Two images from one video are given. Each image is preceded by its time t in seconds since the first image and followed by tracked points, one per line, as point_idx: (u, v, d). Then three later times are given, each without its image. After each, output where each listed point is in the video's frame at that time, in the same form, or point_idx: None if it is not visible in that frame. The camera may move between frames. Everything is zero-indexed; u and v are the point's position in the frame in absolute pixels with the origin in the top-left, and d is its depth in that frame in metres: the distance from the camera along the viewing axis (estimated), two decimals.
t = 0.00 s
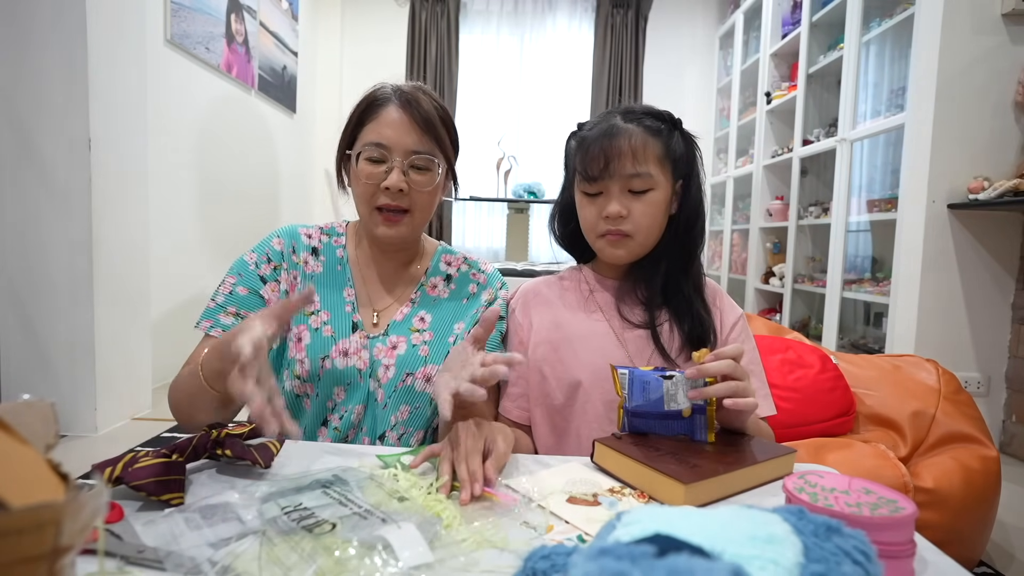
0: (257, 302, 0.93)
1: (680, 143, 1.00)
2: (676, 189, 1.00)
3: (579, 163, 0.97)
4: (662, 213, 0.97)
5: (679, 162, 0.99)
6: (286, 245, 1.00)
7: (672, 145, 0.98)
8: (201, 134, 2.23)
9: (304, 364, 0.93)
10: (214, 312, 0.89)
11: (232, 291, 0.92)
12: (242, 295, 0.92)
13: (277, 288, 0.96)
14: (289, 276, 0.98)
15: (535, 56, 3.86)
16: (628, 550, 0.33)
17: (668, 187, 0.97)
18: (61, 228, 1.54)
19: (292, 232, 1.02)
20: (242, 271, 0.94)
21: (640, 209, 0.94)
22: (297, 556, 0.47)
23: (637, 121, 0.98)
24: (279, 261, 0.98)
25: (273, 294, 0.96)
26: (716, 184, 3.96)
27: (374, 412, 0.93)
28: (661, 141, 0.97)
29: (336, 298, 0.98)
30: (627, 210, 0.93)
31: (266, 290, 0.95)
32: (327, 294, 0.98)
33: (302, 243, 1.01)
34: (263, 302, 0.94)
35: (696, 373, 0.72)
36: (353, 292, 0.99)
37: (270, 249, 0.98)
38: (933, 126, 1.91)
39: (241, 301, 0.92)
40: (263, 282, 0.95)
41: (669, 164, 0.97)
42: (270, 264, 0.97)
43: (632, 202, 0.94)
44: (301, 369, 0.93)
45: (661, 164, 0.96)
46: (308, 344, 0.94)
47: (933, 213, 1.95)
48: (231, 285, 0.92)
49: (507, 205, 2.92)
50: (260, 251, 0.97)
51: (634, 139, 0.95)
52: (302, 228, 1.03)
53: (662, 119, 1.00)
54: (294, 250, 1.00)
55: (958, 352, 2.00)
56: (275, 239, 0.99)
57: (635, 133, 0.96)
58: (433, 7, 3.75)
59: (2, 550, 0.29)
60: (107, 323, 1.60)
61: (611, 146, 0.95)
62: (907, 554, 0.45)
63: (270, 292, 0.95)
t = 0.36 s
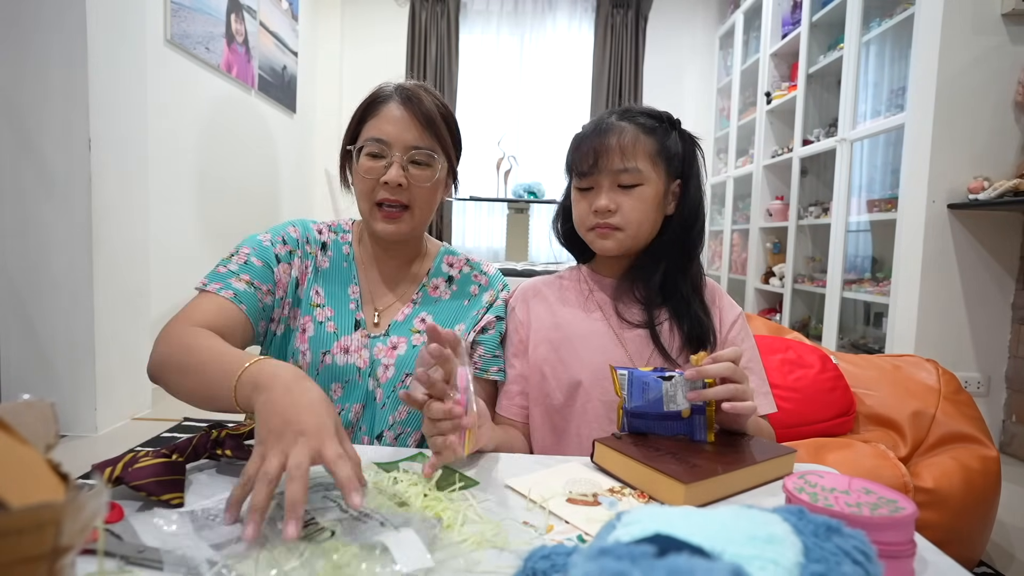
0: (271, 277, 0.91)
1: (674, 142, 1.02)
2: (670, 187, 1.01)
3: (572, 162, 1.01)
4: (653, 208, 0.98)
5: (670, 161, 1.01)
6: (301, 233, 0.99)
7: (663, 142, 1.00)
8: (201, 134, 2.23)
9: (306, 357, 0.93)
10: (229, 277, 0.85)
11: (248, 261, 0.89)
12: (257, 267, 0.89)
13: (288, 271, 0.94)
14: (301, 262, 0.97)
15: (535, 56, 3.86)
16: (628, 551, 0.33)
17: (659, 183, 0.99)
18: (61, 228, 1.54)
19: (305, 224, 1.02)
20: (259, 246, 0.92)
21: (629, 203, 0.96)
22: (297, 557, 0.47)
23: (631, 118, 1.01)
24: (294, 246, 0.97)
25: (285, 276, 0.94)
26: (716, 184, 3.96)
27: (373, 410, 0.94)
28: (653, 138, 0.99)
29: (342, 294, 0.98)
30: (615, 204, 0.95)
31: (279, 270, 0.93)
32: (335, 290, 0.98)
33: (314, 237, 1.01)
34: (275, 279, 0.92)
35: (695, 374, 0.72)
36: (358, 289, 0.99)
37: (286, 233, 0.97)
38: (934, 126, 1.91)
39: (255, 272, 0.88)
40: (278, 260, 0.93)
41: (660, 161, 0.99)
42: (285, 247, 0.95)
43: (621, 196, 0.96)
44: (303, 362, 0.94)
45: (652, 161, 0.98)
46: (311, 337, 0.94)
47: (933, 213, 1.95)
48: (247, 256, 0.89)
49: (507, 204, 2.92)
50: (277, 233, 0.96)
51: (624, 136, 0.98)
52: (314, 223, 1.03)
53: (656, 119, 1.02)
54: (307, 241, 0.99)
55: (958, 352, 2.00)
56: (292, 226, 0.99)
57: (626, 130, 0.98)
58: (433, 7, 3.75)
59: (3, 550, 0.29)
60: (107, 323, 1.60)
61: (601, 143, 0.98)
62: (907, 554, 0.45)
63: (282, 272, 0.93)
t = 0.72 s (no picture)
0: (276, 276, 0.91)
1: (664, 139, 1.05)
2: (654, 183, 1.04)
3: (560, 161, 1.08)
4: (629, 202, 1.01)
5: (656, 157, 1.03)
6: (307, 232, 0.99)
7: (647, 141, 1.03)
8: (201, 134, 2.23)
9: (311, 358, 0.94)
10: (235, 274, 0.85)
11: (254, 259, 0.89)
12: (263, 266, 0.89)
13: (294, 270, 0.95)
14: (307, 262, 0.97)
15: (535, 57, 3.86)
16: (628, 550, 0.33)
17: (638, 178, 1.01)
18: (61, 228, 1.54)
19: (311, 223, 1.02)
20: (265, 244, 0.92)
21: (601, 193, 0.99)
22: (299, 557, 0.47)
23: (624, 115, 1.06)
24: (300, 246, 0.97)
25: (290, 275, 0.94)
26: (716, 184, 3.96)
27: (376, 413, 0.94)
28: (637, 134, 1.03)
29: (347, 296, 0.98)
30: (588, 193, 1.00)
31: (285, 269, 0.93)
32: (339, 291, 0.98)
33: (320, 236, 1.01)
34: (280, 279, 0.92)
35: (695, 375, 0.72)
36: (363, 292, 0.99)
37: (293, 232, 0.97)
38: (934, 125, 1.91)
39: (260, 270, 0.88)
40: (283, 259, 0.93)
41: (642, 156, 1.02)
42: (291, 246, 0.95)
43: (595, 187, 1.00)
44: (309, 363, 0.94)
45: (633, 155, 1.02)
46: (316, 339, 0.95)
47: (933, 213, 1.95)
48: (254, 254, 0.89)
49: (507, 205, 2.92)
50: (283, 231, 0.96)
51: (605, 131, 1.03)
52: (320, 221, 1.03)
53: (651, 117, 1.06)
54: (313, 241, 0.99)
55: (958, 352, 2.00)
56: (298, 225, 0.99)
57: (613, 123, 1.04)
58: (433, 7, 3.75)
59: (4, 550, 0.29)
60: (107, 323, 1.60)
61: (585, 135, 1.05)
62: (907, 555, 0.45)
63: (287, 272, 0.93)
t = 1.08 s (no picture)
0: (269, 280, 0.92)
1: (655, 137, 1.05)
2: (646, 182, 1.03)
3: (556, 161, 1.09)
4: (621, 201, 1.01)
5: (646, 156, 1.03)
6: (301, 235, 1.00)
7: (641, 140, 1.03)
8: (201, 133, 2.23)
9: (309, 362, 0.94)
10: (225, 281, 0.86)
11: (246, 265, 0.90)
12: (254, 271, 0.90)
13: (287, 274, 0.96)
14: (301, 266, 0.98)
15: (535, 57, 3.87)
16: (628, 551, 0.33)
17: (628, 176, 1.01)
18: (60, 228, 1.54)
19: (306, 226, 1.03)
20: (257, 250, 0.93)
21: (591, 193, 1.00)
22: (303, 556, 0.47)
23: (615, 114, 1.06)
24: (294, 249, 0.98)
25: (283, 279, 0.95)
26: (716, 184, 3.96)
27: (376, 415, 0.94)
28: (628, 133, 1.03)
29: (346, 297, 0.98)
30: (578, 193, 1.00)
31: (278, 273, 0.94)
32: (336, 292, 0.98)
33: (315, 239, 1.02)
34: (273, 283, 0.93)
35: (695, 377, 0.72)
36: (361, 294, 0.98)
37: (287, 236, 0.99)
38: (933, 125, 1.91)
39: (252, 276, 0.89)
40: (276, 264, 0.94)
41: (632, 156, 1.02)
42: (285, 250, 0.96)
43: (586, 186, 1.00)
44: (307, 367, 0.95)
45: (622, 154, 1.02)
46: (315, 342, 0.95)
47: (933, 213, 1.95)
48: (246, 260, 0.90)
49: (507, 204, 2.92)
50: (276, 236, 0.97)
51: (597, 130, 1.03)
52: (316, 224, 1.04)
53: (644, 117, 1.06)
54: (308, 243, 1.00)
55: (958, 351, 2.00)
56: (292, 228, 1.00)
57: (603, 122, 1.04)
58: (433, 7, 3.75)
59: (3, 550, 0.29)
60: (107, 323, 1.60)
61: (575, 135, 1.05)
62: (907, 554, 0.45)
63: (281, 276, 0.95)
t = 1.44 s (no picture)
0: (267, 282, 0.92)
1: (649, 136, 1.05)
2: (640, 180, 1.03)
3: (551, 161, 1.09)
4: (615, 202, 1.00)
5: (641, 154, 1.03)
6: (300, 236, 1.00)
7: (636, 139, 1.03)
8: (201, 133, 2.23)
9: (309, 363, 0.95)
10: (224, 284, 0.86)
11: (244, 267, 0.90)
12: (253, 273, 0.90)
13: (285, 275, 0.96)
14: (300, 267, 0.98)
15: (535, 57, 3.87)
16: (628, 551, 0.33)
17: (623, 176, 1.01)
18: (60, 228, 1.54)
19: (304, 227, 1.03)
20: (255, 251, 0.93)
21: (585, 195, 0.99)
22: (305, 556, 0.47)
23: (609, 114, 1.06)
24: (293, 250, 0.98)
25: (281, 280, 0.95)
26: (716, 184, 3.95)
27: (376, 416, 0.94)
28: (621, 132, 1.03)
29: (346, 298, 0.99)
30: (573, 194, 1.00)
31: (276, 275, 0.94)
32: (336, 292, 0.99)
33: (314, 240, 1.02)
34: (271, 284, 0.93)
35: (695, 377, 0.72)
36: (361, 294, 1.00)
37: (285, 237, 0.99)
38: (933, 125, 1.91)
39: (251, 277, 0.89)
40: (275, 265, 0.94)
41: (626, 154, 1.02)
42: (283, 251, 0.97)
43: (581, 187, 1.00)
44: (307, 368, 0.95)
45: (616, 153, 1.01)
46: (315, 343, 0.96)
47: (933, 213, 1.95)
48: (244, 262, 0.90)
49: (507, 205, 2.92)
50: (274, 237, 0.97)
51: (591, 130, 1.03)
52: (314, 224, 1.05)
53: (637, 115, 1.06)
54: (307, 244, 1.01)
55: (958, 351, 2.00)
56: (290, 229, 1.00)
57: (596, 122, 1.04)
58: (433, 7, 3.75)
59: (4, 550, 0.29)
60: (107, 323, 1.60)
61: (568, 136, 1.05)
62: (907, 555, 0.45)
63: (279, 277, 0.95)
